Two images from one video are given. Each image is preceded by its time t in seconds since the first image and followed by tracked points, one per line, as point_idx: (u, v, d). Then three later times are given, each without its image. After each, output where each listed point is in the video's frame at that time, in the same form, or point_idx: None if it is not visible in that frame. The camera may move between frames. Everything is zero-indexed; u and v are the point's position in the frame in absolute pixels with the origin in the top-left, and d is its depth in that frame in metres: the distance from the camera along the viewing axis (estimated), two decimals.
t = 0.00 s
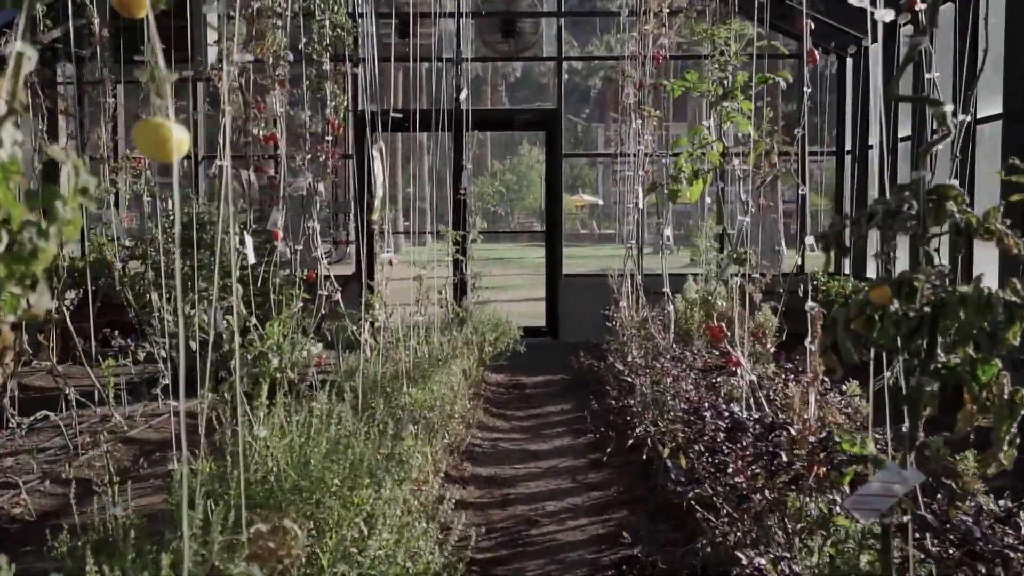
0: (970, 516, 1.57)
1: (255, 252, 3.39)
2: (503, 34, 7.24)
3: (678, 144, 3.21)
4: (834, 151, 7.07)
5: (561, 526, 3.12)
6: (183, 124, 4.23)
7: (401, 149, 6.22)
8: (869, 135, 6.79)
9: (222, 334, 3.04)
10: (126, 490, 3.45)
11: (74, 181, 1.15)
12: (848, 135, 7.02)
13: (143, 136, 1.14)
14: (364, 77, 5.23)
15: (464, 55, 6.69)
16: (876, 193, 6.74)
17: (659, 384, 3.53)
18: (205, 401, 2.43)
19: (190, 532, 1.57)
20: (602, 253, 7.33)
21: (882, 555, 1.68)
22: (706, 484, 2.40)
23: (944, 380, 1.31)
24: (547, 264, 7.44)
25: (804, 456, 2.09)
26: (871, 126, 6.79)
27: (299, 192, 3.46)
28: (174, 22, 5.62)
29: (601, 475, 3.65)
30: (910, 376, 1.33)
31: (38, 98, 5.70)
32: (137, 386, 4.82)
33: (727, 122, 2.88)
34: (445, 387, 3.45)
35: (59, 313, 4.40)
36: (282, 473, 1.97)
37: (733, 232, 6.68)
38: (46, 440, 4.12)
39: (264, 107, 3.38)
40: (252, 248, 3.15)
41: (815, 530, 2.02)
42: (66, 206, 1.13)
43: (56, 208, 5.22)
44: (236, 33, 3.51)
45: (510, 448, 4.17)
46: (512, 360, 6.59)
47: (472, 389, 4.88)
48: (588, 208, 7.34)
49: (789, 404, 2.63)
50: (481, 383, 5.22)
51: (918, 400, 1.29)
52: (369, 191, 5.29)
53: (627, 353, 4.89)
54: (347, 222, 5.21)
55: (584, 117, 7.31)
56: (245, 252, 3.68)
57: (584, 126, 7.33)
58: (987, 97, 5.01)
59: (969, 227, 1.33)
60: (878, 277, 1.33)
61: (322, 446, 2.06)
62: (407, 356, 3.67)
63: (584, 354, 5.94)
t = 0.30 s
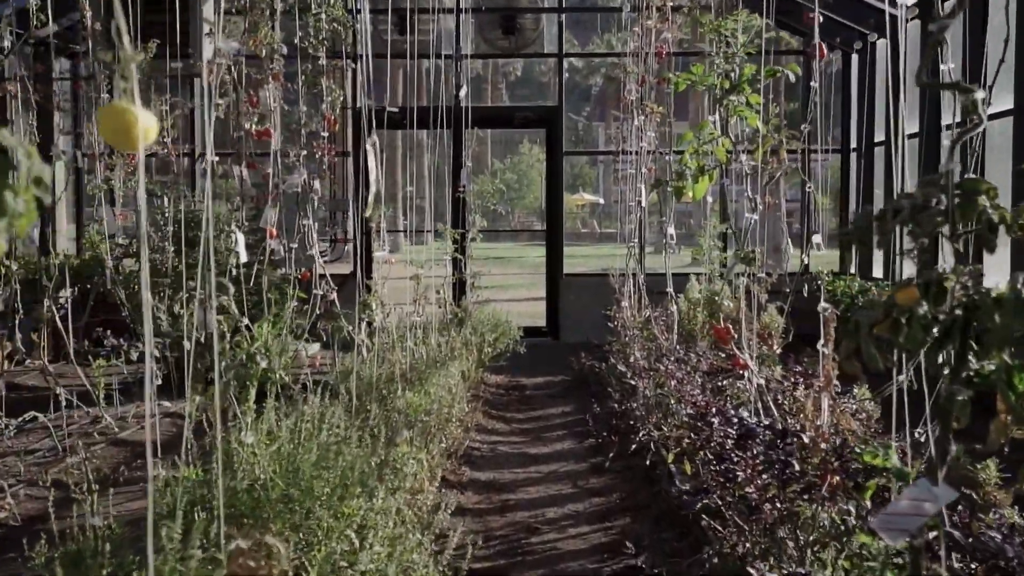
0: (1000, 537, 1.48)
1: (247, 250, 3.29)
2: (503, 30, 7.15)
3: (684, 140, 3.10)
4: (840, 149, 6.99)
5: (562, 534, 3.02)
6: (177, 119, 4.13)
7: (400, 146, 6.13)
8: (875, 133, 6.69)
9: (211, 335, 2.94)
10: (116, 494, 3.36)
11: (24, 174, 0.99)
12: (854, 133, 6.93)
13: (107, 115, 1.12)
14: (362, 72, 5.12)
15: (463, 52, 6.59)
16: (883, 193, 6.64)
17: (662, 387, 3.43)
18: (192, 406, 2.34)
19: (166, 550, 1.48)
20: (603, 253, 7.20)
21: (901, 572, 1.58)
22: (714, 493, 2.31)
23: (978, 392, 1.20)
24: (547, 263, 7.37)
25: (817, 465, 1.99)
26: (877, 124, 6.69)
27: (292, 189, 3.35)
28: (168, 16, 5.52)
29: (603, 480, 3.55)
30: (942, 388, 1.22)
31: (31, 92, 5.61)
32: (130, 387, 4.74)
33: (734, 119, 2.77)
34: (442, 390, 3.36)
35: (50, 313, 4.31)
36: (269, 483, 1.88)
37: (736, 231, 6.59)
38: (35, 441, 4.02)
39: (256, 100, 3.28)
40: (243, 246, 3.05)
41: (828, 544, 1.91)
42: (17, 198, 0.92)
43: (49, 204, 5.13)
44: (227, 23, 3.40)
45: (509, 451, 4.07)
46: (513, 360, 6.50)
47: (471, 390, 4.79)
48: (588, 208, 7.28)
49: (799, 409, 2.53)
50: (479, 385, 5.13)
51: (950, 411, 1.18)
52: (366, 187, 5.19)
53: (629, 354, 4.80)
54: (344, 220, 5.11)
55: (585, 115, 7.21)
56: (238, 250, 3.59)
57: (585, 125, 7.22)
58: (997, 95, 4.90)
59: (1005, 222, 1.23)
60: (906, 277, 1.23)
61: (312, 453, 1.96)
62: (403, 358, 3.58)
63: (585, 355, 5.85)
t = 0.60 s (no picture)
0: None
1: (235, 250, 3.19)
2: (504, 27, 7.04)
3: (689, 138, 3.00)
4: (845, 149, 6.89)
5: (561, 544, 2.92)
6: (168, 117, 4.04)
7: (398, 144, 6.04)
8: (881, 133, 6.59)
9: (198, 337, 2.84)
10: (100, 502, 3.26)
11: None
12: (859, 133, 6.82)
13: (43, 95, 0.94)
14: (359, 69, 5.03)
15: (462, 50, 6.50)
16: (888, 193, 6.54)
17: (665, 393, 3.33)
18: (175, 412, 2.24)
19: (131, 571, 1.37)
20: (603, 254, 7.13)
21: None
22: (721, 505, 2.20)
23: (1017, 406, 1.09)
24: (548, 265, 7.26)
25: (830, 478, 1.88)
26: (883, 124, 6.59)
27: (283, 188, 3.26)
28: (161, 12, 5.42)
29: (604, 488, 3.45)
30: (976, 402, 1.11)
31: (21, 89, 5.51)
32: (119, 390, 4.63)
33: (742, 116, 2.65)
34: (439, 394, 3.25)
35: (36, 314, 4.21)
36: (253, 496, 1.78)
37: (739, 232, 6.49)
38: (21, 447, 3.92)
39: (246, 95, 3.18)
40: (232, 246, 2.95)
41: (842, 561, 1.81)
42: None
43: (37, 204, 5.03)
44: (216, 15, 3.30)
45: (508, 457, 3.97)
46: (512, 363, 6.39)
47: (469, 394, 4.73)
48: (589, 208, 7.16)
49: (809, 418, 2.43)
50: (477, 388, 5.03)
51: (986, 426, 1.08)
52: (363, 185, 5.10)
53: (631, 358, 4.70)
54: (339, 220, 5.01)
55: (586, 115, 7.09)
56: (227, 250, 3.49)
57: (586, 125, 7.11)
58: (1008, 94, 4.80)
59: None
60: (937, 280, 1.12)
61: (297, 464, 1.86)
62: (398, 362, 3.48)
63: (586, 358, 5.75)
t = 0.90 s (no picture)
0: None
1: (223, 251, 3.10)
2: (502, 25, 6.94)
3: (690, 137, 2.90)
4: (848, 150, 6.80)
5: (559, 557, 2.82)
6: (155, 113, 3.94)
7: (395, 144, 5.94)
8: (885, 134, 6.50)
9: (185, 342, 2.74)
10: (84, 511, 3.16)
11: None
12: (863, 135, 6.73)
13: None
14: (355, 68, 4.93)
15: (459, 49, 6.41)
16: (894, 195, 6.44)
17: (667, 400, 3.23)
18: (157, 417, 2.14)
19: None
20: (604, 256, 7.01)
21: None
22: (726, 521, 2.10)
23: None
24: (548, 268, 7.14)
25: (842, 494, 1.78)
26: (888, 125, 6.49)
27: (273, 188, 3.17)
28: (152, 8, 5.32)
29: (604, 497, 3.35)
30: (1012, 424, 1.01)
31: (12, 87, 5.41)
32: (110, 394, 4.53)
33: (748, 113, 2.55)
34: (433, 401, 3.15)
35: (23, 316, 4.11)
36: (235, 514, 1.68)
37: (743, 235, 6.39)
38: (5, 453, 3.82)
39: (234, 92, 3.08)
40: (221, 247, 2.85)
41: None
42: None
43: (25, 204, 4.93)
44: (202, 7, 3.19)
45: (506, 464, 3.87)
46: (511, 367, 6.29)
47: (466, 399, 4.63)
48: (590, 210, 7.06)
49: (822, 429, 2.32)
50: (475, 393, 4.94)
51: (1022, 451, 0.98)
52: (359, 186, 5.01)
53: (631, 363, 4.60)
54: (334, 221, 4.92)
55: (586, 116, 7.01)
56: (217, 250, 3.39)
57: (586, 128, 7.03)
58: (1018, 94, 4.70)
59: None
60: (970, 290, 1.02)
61: (279, 479, 1.75)
62: (392, 367, 3.38)
63: (586, 362, 5.66)
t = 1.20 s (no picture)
0: None
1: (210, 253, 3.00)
2: (501, 25, 6.84)
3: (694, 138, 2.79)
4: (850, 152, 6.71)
5: (559, 572, 2.71)
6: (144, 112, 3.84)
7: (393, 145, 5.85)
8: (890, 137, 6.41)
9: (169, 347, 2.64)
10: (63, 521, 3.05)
11: None
12: (867, 138, 6.63)
13: None
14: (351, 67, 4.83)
15: (456, 49, 6.32)
16: (898, 199, 6.34)
17: (670, 410, 3.13)
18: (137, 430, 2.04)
19: None
20: (604, 258, 6.94)
21: None
22: (733, 541, 2.00)
23: None
24: (547, 271, 7.04)
25: (858, 513, 1.69)
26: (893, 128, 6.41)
27: (263, 189, 3.07)
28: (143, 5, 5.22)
29: (605, 508, 3.25)
30: None
31: None
32: (99, 400, 4.43)
33: (757, 111, 2.44)
34: (428, 409, 3.05)
35: (7, 320, 4.00)
36: (213, 536, 1.58)
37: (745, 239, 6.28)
38: None
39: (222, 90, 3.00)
40: (207, 250, 2.75)
41: None
42: None
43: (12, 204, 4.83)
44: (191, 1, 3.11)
45: (503, 473, 3.77)
46: (509, 372, 6.19)
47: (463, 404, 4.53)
48: (589, 212, 6.96)
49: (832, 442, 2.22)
50: (471, 399, 4.84)
51: None
52: (354, 185, 4.91)
53: (631, 369, 4.49)
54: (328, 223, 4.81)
55: (586, 117, 6.92)
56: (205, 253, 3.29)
57: (585, 129, 6.94)
58: None
59: None
60: (1018, 296, 0.92)
61: (261, 498, 1.65)
62: (387, 373, 3.28)
63: (586, 368, 5.56)
